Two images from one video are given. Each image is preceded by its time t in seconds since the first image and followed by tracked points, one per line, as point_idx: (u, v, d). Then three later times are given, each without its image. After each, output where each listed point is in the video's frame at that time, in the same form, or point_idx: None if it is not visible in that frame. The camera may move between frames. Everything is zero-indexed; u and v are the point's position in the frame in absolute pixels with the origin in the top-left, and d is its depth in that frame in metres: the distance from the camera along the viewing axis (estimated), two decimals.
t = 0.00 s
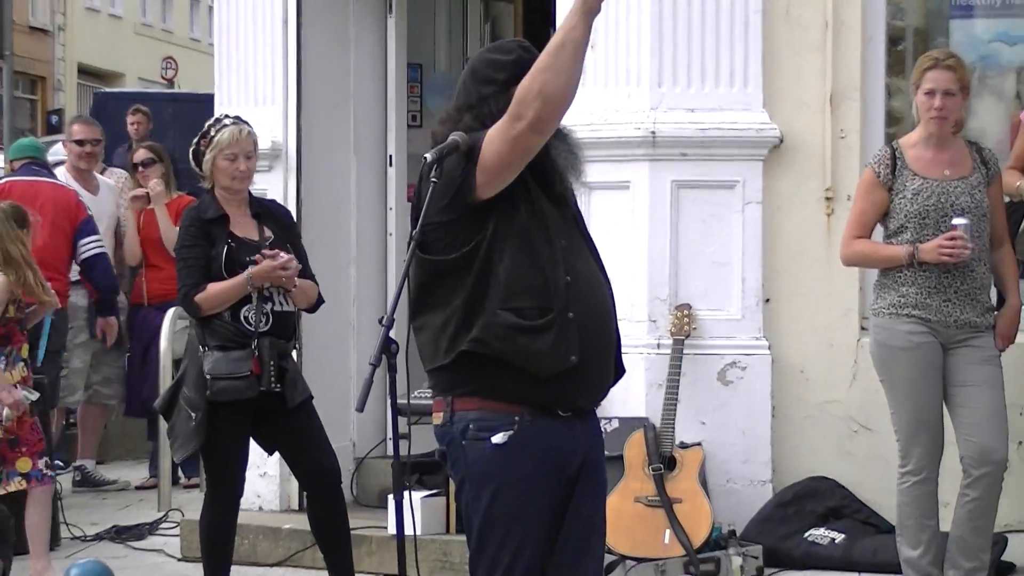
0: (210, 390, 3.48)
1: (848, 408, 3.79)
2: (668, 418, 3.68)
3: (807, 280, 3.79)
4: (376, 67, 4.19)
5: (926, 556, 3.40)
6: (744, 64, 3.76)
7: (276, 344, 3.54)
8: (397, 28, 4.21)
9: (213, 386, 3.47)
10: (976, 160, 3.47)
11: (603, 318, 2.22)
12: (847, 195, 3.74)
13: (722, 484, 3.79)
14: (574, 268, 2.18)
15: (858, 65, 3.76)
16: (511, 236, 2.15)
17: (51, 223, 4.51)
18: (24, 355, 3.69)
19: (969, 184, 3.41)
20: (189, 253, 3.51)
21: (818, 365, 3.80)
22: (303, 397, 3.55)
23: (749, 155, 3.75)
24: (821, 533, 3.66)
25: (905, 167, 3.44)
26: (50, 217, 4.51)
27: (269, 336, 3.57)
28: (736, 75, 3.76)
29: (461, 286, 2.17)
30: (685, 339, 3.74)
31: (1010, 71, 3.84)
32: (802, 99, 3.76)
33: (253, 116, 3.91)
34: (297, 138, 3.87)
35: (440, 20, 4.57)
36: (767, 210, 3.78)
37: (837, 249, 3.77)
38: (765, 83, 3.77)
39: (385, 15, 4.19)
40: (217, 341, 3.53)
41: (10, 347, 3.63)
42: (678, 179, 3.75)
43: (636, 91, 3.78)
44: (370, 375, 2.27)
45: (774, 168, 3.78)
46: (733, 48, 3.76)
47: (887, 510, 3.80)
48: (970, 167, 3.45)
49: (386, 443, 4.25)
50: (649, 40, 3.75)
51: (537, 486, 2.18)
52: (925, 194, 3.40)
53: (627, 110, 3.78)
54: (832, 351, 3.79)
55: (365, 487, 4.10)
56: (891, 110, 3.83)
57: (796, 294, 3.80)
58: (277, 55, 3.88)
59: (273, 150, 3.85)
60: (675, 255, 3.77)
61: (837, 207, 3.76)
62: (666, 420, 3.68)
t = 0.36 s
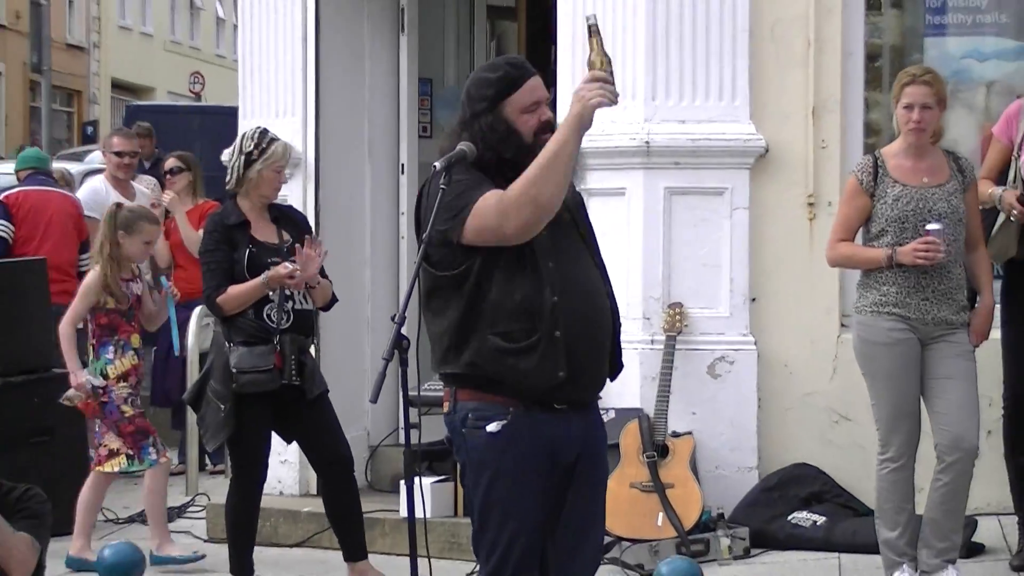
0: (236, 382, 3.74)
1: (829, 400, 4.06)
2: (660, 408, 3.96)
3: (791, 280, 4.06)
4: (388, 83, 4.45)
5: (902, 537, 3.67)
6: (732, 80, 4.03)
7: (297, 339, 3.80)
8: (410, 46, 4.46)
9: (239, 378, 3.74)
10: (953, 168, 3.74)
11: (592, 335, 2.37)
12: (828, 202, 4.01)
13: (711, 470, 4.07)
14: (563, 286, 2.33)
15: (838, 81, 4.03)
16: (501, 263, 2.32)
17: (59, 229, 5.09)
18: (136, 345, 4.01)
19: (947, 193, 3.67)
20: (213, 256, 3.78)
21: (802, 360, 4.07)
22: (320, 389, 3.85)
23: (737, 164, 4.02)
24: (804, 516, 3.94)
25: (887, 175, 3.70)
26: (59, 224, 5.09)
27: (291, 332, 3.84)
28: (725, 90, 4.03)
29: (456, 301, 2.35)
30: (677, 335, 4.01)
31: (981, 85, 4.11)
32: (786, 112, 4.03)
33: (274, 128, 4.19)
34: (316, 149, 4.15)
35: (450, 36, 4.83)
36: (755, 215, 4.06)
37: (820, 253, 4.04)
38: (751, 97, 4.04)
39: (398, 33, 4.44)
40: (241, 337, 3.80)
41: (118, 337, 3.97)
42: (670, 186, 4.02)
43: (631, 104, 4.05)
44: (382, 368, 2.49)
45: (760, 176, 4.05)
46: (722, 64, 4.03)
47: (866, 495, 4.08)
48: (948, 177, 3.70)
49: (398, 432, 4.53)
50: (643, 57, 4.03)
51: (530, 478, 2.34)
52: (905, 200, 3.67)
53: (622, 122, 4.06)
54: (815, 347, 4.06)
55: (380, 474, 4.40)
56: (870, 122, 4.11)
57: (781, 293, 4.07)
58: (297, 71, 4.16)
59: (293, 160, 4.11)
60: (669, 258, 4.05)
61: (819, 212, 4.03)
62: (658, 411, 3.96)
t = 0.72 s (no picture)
0: (260, 368, 4.29)
1: (783, 384, 4.61)
2: (633, 391, 4.51)
3: (750, 279, 4.60)
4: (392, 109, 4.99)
5: (846, 504, 4.21)
6: (697, 102, 4.56)
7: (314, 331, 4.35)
8: (411, 72, 5.00)
9: (262, 365, 4.28)
10: (896, 179, 4.28)
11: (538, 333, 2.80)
12: (781, 210, 4.54)
13: (678, 446, 4.63)
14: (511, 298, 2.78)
15: (791, 102, 4.55)
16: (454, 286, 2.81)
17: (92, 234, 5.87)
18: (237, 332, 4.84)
19: (886, 205, 4.22)
20: (241, 255, 4.32)
21: (758, 349, 4.61)
22: (331, 376, 4.41)
23: (702, 176, 4.55)
24: (760, 486, 4.52)
25: (838, 185, 4.24)
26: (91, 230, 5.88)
27: (306, 324, 4.40)
28: (691, 110, 4.56)
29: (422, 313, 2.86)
30: (648, 327, 4.55)
31: (917, 106, 4.64)
32: (745, 129, 4.56)
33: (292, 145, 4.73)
34: (330, 164, 4.70)
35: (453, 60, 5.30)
36: (718, 222, 4.60)
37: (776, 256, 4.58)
38: (714, 117, 4.57)
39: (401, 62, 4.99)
40: (264, 329, 4.34)
41: (225, 326, 4.78)
42: (642, 196, 4.55)
43: (608, 123, 4.57)
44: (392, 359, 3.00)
45: (721, 186, 4.58)
46: (691, 87, 4.55)
47: (814, 468, 4.63)
48: (892, 186, 4.26)
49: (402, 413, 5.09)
50: (618, 82, 4.55)
51: (499, 453, 2.81)
52: (854, 207, 4.21)
53: (600, 139, 4.58)
54: (771, 338, 4.60)
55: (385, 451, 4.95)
56: (818, 139, 4.65)
57: (739, 290, 4.61)
58: (312, 96, 4.70)
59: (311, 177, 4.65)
60: (641, 259, 4.58)
61: (774, 219, 4.57)
62: (631, 393, 4.50)
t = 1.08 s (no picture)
0: (325, 347, 6.01)
1: (706, 360, 6.34)
2: (596, 365, 6.24)
3: (682, 285, 6.33)
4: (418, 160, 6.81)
5: (751, 446, 5.93)
6: (642, 155, 6.27)
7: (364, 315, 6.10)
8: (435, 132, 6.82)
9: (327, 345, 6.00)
10: (790, 212, 5.99)
11: (504, 322, 4.13)
12: (705, 234, 6.27)
13: (630, 405, 6.37)
14: (482, 299, 4.11)
15: (711, 156, 6.26)
16: (447, 291, 4.19)
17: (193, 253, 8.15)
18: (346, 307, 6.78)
19: (778, 230, 5.90)
20: (310, 265, 6.03)
21: (688, 337, 6.35)
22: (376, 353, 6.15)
23: (646, 210, 6.27)
24: (690, 434, 6.25)
25: (747, 216, 5.95)
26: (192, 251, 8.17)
27: (359, 317, 6.12)
28: (637, 161, 6.27)
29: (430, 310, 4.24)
30: (606, 318, 6.28)
31: (803, 158, 6.37)
32: (677, 175, 6.28)
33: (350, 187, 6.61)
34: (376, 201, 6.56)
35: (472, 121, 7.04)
36: (658, 244, 6.33)
37: (701, 268, 6.29)
38: (655, 167, 6.29)
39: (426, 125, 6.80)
40: (328, 319, 6.05)
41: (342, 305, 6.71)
42: (603, 224, 6.28)
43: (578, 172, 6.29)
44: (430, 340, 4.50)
45: (661, 217, 6.31)
46: (638, 144, 6.26)
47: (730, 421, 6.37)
48: (784, 215, 5.97)
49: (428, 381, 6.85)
50: (584, 141, 6.27)
51: (490, 407, 4.15)
52: (759, 232, 5.91)
53: (572, 182, 6.31)
54: (697, 326, 6.34)
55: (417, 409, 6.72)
56: (732, 182, 6.38)
57: (674, 292, 6.34)
58: (364, 153, 6.58)
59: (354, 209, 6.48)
60: (601, 271, 6.33)
61: (699, 241, 6.29)
62: (595, 367, 6.23)
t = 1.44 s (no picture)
0: (369, 336, 7.99)
1: (659, 345, 8.37)
2: (574, 348, 8.23)
3: (640, 289, 8.35)
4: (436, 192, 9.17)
5: (691, 411, 7.88)
6: (609, 190, 8.28)
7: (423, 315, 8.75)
8: (453, 172, 9.16)
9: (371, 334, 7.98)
10: (721, 233, 7.80)
11: (501, 308, 6.06)
12: (657, 250, 8.27)
13: (601, 379, 8.39)
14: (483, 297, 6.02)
15: (661, 191, 8.27)
16: (458, 290, 6.10)
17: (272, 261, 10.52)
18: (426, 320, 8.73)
19: (713, 245, 7.73)
20: (359, 273, 8.04)
21: (645, 328, 8.37)
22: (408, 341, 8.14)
23: (613, 232, 8.27)
24: (646, 401, 8.24)
25: (690, 236, 7.73)
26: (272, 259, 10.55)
27: (394, 312, 8.04)
28: (606, 194, 8.28)
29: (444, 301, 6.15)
30: (581, 314, 8.29)
31: (733, 191, 8.37)
32: (636, 204, 8.28)
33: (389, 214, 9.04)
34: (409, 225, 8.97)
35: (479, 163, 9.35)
36: (622, 257, 8.32)
37: (654, 276, 8.30)
38: (619, 199, 8.29)
39: (444, 166, 9.12)
40: (371, 314, 8.01)
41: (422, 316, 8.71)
42: (580, 242, 8.29)
43: (561, 202, 8.31)
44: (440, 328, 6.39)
45: (624, 236, 8.31)
46: (607, 180, 8.27)
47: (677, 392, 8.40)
48: (716, 234, 7.83)
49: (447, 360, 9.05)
50: (566, 179, 8.29)
51: (488, 378, 6.11)
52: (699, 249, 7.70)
53: (556, 210, 8.32)
54: (652, 319, 8.36)
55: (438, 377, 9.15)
56: (680, 210, 8.38)
57: (635, 294, 8.37)
58: (398, 188, 8.96)
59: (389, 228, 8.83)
60: (579, 278, 8.35)
61: (653, 255, 8.29)
62: (573, 350, 8.22)
